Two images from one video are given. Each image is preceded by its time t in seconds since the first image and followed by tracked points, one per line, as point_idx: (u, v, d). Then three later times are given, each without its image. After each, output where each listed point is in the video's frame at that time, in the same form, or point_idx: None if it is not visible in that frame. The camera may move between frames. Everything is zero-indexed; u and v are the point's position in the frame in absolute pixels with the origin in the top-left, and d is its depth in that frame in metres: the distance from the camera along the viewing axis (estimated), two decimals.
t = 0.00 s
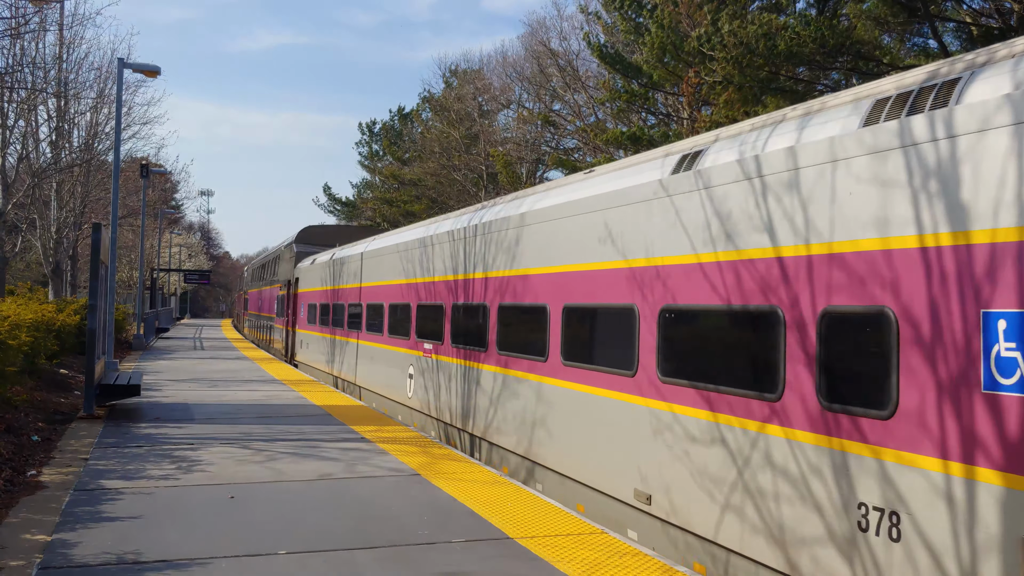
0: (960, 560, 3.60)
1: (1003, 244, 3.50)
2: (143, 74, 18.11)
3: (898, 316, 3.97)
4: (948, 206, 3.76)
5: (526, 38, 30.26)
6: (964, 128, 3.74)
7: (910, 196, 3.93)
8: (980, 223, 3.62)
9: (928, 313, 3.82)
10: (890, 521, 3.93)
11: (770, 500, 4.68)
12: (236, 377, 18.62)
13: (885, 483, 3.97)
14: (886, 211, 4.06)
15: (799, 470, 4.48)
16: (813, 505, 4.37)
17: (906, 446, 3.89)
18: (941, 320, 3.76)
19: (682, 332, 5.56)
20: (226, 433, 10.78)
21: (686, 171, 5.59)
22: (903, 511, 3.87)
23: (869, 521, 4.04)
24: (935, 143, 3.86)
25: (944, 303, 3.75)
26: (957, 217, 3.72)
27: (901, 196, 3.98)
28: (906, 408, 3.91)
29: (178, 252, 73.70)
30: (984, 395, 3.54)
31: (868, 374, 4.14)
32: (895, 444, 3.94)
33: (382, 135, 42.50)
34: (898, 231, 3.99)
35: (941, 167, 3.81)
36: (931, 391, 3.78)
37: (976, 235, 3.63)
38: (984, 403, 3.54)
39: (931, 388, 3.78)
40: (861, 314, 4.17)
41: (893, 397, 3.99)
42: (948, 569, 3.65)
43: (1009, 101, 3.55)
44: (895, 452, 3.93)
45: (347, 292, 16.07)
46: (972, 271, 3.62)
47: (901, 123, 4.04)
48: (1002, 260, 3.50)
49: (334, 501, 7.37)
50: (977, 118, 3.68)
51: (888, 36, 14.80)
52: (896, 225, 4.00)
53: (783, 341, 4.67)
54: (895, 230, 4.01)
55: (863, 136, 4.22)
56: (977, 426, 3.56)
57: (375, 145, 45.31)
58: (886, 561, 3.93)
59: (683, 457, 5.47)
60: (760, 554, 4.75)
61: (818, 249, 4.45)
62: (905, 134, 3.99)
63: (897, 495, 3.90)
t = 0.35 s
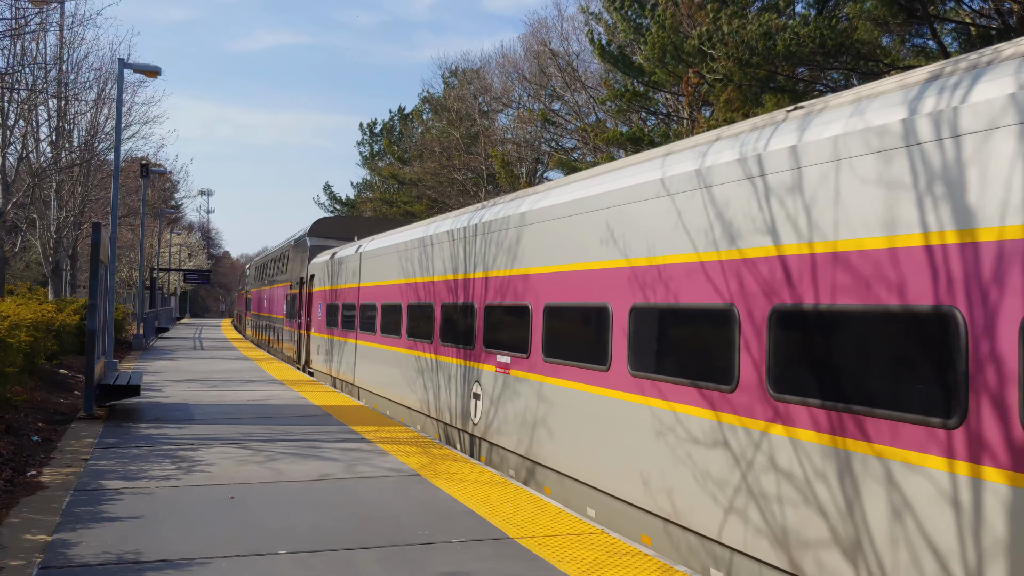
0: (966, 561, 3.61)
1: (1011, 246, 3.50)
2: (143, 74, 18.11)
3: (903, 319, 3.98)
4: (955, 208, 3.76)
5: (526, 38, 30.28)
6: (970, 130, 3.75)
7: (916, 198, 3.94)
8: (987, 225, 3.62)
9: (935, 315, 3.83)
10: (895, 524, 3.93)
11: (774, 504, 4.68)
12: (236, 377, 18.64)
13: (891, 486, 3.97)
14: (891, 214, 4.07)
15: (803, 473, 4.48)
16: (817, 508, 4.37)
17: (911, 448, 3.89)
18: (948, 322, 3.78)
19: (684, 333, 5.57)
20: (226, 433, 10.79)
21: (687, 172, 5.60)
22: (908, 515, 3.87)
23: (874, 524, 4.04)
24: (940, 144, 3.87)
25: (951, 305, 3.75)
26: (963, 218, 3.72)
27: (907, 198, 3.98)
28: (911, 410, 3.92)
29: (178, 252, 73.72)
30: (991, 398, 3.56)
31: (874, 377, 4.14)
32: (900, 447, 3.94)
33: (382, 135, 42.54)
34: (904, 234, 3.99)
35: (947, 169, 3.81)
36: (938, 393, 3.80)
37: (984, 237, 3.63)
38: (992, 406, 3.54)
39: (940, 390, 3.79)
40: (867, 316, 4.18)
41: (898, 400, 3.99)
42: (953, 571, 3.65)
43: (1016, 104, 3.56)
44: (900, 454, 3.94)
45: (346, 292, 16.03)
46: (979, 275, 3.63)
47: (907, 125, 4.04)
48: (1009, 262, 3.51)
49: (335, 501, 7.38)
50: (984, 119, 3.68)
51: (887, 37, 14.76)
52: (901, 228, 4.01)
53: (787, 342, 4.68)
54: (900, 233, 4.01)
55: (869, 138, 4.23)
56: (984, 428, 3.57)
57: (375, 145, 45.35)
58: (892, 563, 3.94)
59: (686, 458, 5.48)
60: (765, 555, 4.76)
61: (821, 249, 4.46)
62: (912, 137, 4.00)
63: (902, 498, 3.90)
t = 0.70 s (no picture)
0: (970, 563, 3.60)
1: (1013, 245, 3.50)
2: (143, 74, 18.10)
3: (906, 320, 3.97)
4: (958, 210, 3.75)
5: (526, 38, 30.26)
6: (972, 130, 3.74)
7: (919, 200, 3.93)
8: (989, 225, 3.62)
9: (937, 317, 3.82)
10: (897, 526, 3.93)
11: (778, 506, 4.67)
12: (236, 377, 18.63)
13: (894, 487, 3.96)
14: (894, 215, 4.06)
15: (806, 475, 4.47)
16: (820, 509, 4.36)
17: (914, 449, 3.88)
18: (951, 323, 3.77)
19: (685, 333, 5.56)
20: (226, 433, 10.78)
21: (688, 172, 5.59)
22: (911, 516, 3.87)
23: (877, 525, 4.03)
24: (943, 145, 3.87)
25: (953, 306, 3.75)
26: (966, 220, 3.72)
27: (909, 199, 3.98)
28: (915, 411, 3.91)
29: (178, 252, 73.74)
30: (995, 398, 3.55)
31: (875, 378, 4.14)
32: (903, 448, 3.93)
33: (382, 135, 42.56)
34: (906, 235, 3.98)
35: (949, 170, 3.81)
36: (941, 393, 3.79)
37: (987, 238, 3.62)
38: (996, 408, 3.53)
39: (942, 393, 3.79)
40: (870, 317, 4.17)
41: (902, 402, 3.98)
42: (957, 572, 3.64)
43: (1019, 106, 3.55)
44: (903, 455, 3.93)
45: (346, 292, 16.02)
46: (983, 277, 3.62)
47: (909, 125, 4.03)
48: (1012, 264, 3.50)
49: (335, 501, 7.37)
50: (987, 120, 3.68)
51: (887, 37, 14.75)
52: (904, 229, 4.00)
53: (789, 342, 4.68)
54: (903, 234, 4.00)
55: (871, 140, 4.22)
56: (988, 430, 3.56)
57: (375, 145, 45.38)
58: (895, 565, 3.93)
59: (687, 460, 5.47)
60: (766, 556, 4.75)
61: (823, 249, 4.45)
62: (914, 138, 3.99)
63: (906, 500, 3.90)
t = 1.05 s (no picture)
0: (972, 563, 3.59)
1: (1016, 245, 3.49)
2: (143, 74, 18.10)
3: (907, 321, 3.97)
4: (960, 210, 3.75)
5: (526, 38, 30.27)
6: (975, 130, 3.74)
7: (921, 200, 3.93)
8: (991, 226, 3.62)
9: (939, 317, 3.82)
10: (899, 526, 3.92)
11: (779, 506, 4.66)
12: (236, 377, 18.63)
13: (895, 488, 3.96)
14: (895, 216, 4.06)
15: (806, 474, 4.47)
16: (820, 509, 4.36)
17: (915, 450, 3.88)
18: (953, 323, 3.76)
19: (686, 333, 5.55)
20: (226, 433, 10.78)
21: (688, 172, 5.58)
22: (912, 516, 3.86)
23: (878, 525, 4.03)
24: (945, 144, 3.86)
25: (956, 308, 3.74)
26: (968, 220, 3.72)
27: (911, 199, 3.97)
28: (916, 411, 3.90)
29: (178, 252, 73.82)
30: (996, 399, 3.55)
31: (877, 379, 4.13)
32: (904, 448, 3.93)
33: (382, 135, 42.57)
34: (907, 235, 3.98)
35: (952, 170, 3.81)
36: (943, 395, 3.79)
37: (988, 239, 3.62)
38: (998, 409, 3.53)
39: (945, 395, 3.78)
40: (872, 317, 4.17)
41: (904, 403, 3.98)
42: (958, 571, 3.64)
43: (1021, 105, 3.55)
44: (904, 455, 3.93)
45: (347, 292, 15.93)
46: (985, 277, 3.61)
47: (910, 125, 4.03)
48: (1014, 263, 3.50)
49: (335, 501, 7.37)
50: (988, 120, 3.69)
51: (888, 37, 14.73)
52: (906, 230, 3.99)
53: (788, 341, 4.68)
54: (904, 234, 4.00)
55: (872, 139, 4.22)
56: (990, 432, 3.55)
57: (375, 145, 45.41)
58: (896, 565, 3.93)
59: (687, 459, 5.47)
60: (767, 556, 4.75)
61: (825, 249, 4.45)
62: (916, 137, 3.99)
63: (907, 500, 3.89)
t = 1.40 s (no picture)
0: (968, 561, 3.60)
1: (1013, 245, 3.50)
2: (143, 74, 18.11)
3: (905, 320, 3.98)
4: (958, 210, 3.76)
5: (526, 38, 30.32)
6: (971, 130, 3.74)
7: (918, 198, 3.94)
8: (987, 226, 3.63)
9: (936, 315, 3.82)
10: (896, 524, 3.93)
11: (776, 505, 4.67)
12: (236, 377, 18.63)
13: (892, 486, 3.97)
14: (893, 214, 4.06)
15: (803, 473, 4.48)
16: (817, 507, 4.37)
17: (912, 449, 3.89)
18: (950, 322, 3.77)
19: (684, 331, 5.56)
20: (226, 433, 10.79)
21: (686, 171, 5.59)
22: (909, 515, 3.87)
23: (875, 524, 4.04)
24: (942, 144, 3.87)
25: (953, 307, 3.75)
26: (965, 219, 3.73)
27: (908, 198, 3.98)
28: (912, 410, 3.91)
29: (178, 252, 73.89)
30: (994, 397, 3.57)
31: (875, 377, 4.14)
32: (901, 446, 3.94)
33: (382, 135, 42.59)
34: (904, 234, 4.00)
35: (948, 169, 3.82)
36: (940, 394, 3.80)
37: (985, 238, 3.63)
38: (995, 407, 3.54)
39: (942, 392, 3.79)
40: (869, 316, 4.18)
41: (900, 402, 3.99)
42: (954, 570, 3.66)
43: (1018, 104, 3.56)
44: (901, 454, 3.94)
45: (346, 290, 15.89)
46: (982, 275, 3.62)
47: (908, 124, 4.04)
48: (1011, 263, 3.51)
49: (335, 501, 7.38)
50: (985, 119, 3.69)
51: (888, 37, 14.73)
52: (903, 229, 4.00)
53: (786, 340, 4.69)
54: (901, 233, 4.01)
55: (869, 138, 4.22)
56: (988, 432, 3.56)
57: (375, 146, 45.43)
58: (893, 564, 3.94)
59: (685, 458, 5.47)
60: (764, 556, 4.76)
61: (821, 248, 4.46)
62: (913, 136, 3.99)
63: (904, 498, 3.90)
